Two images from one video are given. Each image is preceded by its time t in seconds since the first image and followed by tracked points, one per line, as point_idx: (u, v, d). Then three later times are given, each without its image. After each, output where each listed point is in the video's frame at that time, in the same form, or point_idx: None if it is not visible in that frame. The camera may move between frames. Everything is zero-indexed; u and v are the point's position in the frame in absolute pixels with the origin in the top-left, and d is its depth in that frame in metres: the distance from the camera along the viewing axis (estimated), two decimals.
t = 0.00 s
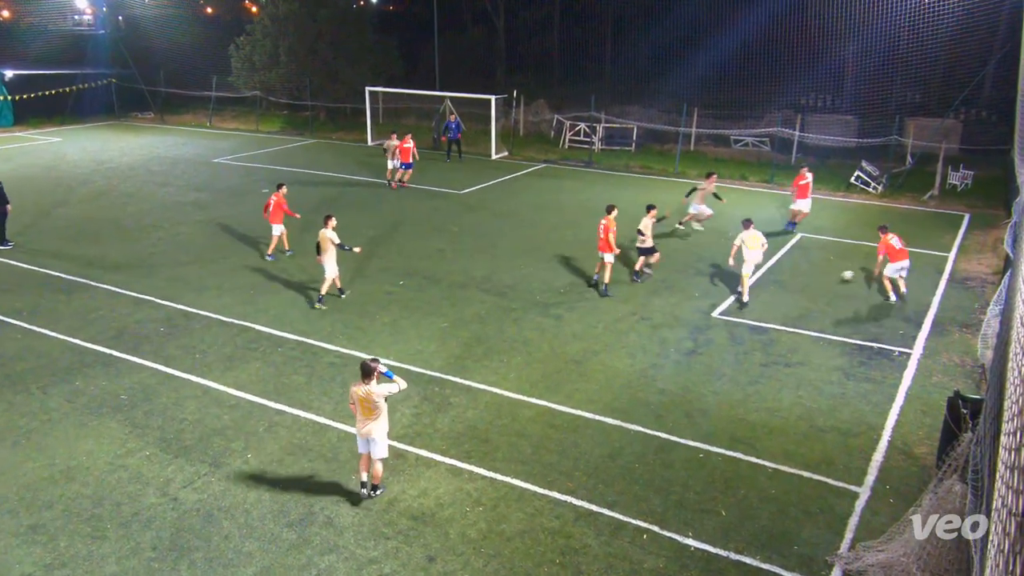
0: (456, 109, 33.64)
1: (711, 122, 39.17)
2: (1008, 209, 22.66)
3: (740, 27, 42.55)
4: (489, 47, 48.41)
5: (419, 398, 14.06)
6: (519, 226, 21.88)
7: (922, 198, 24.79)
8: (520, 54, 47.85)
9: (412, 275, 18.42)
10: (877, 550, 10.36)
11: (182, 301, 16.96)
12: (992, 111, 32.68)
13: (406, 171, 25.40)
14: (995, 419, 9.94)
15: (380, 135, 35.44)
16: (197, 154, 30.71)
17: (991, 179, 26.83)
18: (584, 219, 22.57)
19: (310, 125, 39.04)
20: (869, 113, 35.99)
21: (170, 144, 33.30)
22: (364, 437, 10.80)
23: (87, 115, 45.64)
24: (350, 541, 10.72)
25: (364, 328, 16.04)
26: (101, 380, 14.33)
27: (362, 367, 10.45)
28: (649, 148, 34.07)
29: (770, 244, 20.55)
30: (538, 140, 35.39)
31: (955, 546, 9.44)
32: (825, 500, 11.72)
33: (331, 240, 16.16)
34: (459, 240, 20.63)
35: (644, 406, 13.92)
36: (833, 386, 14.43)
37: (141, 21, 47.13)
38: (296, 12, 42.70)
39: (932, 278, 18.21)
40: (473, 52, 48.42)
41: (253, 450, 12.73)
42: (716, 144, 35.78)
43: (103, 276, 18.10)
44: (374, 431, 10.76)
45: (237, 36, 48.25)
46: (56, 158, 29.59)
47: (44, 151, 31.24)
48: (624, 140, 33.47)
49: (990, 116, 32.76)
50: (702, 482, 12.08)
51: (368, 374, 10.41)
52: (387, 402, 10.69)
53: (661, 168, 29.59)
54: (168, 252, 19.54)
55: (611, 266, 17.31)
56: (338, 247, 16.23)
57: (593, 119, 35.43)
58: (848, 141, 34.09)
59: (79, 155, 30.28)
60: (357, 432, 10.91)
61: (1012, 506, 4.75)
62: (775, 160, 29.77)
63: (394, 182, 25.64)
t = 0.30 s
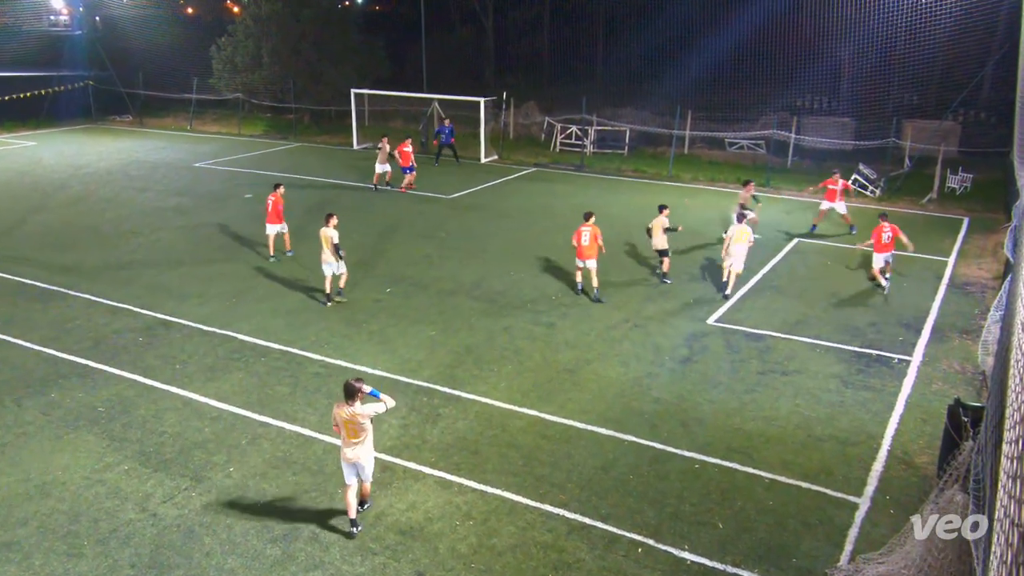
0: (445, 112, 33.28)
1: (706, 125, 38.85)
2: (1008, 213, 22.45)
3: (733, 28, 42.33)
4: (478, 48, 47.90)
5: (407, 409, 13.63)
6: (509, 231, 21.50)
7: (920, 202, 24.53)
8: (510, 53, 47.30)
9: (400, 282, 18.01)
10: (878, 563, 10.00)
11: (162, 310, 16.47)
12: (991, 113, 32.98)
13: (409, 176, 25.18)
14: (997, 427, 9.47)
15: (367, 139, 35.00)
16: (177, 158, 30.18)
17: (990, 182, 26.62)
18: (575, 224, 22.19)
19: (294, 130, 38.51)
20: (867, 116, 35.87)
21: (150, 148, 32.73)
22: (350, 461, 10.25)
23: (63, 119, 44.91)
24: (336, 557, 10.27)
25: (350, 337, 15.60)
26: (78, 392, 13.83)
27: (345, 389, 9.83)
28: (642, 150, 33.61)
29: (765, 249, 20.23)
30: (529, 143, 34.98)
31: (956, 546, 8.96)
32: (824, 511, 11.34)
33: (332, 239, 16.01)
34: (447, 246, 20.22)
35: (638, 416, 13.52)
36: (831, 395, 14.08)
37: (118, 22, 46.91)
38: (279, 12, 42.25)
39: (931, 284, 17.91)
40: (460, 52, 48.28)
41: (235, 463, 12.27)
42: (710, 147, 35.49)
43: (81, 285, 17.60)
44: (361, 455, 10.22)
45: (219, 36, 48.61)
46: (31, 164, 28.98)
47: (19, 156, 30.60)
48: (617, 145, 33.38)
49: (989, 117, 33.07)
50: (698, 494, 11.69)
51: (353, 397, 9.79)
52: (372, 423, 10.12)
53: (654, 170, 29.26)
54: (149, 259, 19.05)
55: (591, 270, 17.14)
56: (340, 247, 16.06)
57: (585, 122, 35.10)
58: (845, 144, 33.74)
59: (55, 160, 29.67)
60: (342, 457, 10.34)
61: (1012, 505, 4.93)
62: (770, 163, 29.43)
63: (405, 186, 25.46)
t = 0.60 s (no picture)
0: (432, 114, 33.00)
1: (700, 129, 38.59)
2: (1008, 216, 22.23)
3: (727, 29, 41.65)
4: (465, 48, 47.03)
5: (394, 420, 13.19)
6: (497, 237, 21.09)
7: (919, 206, 24.27)
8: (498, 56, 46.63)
9: (387, 289, 17.57)
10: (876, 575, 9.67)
11: (140, 320, 15.98)
12: (989, 115, 33.22)
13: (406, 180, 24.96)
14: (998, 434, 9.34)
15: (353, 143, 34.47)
16: (155, 163, 29.65)
17: (992, 185, 26.40)
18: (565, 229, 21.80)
19: (277, 133, 37.95)
20: (865, 118, 35.79)
21: (128, 152, 32.14)
22: (335, 479, 9.78)
23: (36, 122, 44.12)
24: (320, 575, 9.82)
25: (334, 347, 15.14)
26: (52, 405, 13.33)
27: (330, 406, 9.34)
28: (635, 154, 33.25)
29: (760, 255, 19.90)
30: (519, 147, 34.56)
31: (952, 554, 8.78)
32: (822, 522, 10.96)
33: (334, 241, 15.93)
34: (436, 253, 19.81)
35: (632, 426, 13.11)
36: (830, 404, 13.71)
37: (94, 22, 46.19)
38: (262, 13, 41.22)
39: (930, 289, 17.60)
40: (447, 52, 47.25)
41: (216, 477, 11.79)
42: (705, 151, 35.06)
43: (57, 293, 17.09)
44: (346, 474, 9.76)
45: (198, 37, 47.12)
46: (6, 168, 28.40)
47: None
48: (608, 147, 33.19)
49: (989, 120, 33.31)
50: (694, 506, 11.29)
51: (339, 413, 9.32)
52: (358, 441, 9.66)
53: (647, 174, 28.92)
54: (128, 267, 18.55)
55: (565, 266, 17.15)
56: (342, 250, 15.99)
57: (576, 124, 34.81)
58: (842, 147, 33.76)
59: (30, 165, 29.09)
60: (326, 475, 9.87)
61: (1011, 512, 5.31)
62: (765, 167, 29.12)
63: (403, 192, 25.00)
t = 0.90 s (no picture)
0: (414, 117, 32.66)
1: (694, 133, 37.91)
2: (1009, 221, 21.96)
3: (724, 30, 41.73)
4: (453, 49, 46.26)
5: (379, 433, 12.74)
6: (486, 243, 20.68)
7: (917, 210, 23.99)
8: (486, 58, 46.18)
9: (373, 298, 17.12)
10: None
11: (117, 331, 15.47)
12: (987, 117, 32.40)
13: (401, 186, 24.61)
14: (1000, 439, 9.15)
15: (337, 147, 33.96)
16: (134, 168, 29.11)
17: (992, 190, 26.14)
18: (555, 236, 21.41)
19: (258, 137, 37.36)
20: (861, 121, 35.09)
21: (106, 157, 31.51)
22: (325, 502, 9.35)
23: (9, 124, 43.44)
24: None
25: (318, 358, 14.66)
26: (25, 419, 12.82)
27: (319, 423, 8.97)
28: (626, 158, 32.93)
29: (755, 262, 19.56)
30: (508, 151, 34.15)
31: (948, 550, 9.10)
32: (821, 536, 10.57)
33: (331, 241, 15.94)
34: (423, 260, 19.37)
35: (625, 438, 12.70)
36: (828, 414, 13.33)
37: (68, 22, 45.38)
38: (242, 12, 41.20)
39: (928, 296, 17.27)
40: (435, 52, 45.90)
41: (194, 493, 11.30)
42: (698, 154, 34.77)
43: (32, 303, 16.56)
44: (338, 495, 9.33)
45: (175, 37, 46.49)
46: None
47: None
48: (599, 150, 32.72)
49: (988, 123, 32.34)
50: (689, 520, 10.88)
51: (329, 431, 8.94)
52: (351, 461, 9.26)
53: (638, 179, 28.58)
54: (106, 276, 18.04)
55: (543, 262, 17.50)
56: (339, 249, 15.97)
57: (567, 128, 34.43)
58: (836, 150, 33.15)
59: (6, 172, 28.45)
60: (316, 497, 9.45)
61: (1015, 521, 5.13)
62: (761, 172, 28.80)
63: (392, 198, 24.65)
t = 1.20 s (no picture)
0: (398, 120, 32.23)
1: (686, 134, 37.27)
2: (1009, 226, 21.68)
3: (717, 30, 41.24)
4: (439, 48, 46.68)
5: (363, 447, 12.26)
6: (473, 250, 20.24)
7: (915, 215, 23.71)
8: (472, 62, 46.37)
9: (357, 307, 16.65)
10: None
11: (90, 343, 14.93)
12: (987, 120, 31.93)
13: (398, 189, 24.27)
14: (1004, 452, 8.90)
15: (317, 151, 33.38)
16: (109, 174, 28.49)
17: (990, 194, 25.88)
18: (544, 243, 20.99)
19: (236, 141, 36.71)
20: (858, 124, 34.48)
21: (84, 163, 30.87)
22: (319, 528, 8.94)
23: None
24: None
25: (299, 370, 14.17)
26: None
27: (310, 442, 8.66)
28: (616, 162, 32.60)
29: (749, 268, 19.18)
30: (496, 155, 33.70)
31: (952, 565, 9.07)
32: (819, 551, 10.15)
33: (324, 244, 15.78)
34: (410, 268, 18.90)
35: (617, 451, 12.26)
36: (825, 425, 12.94)
37: (38, 22, 44.43)
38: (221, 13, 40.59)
39: (927, 303, 16.93)
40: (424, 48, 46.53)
41: (170, 511, 10.80)
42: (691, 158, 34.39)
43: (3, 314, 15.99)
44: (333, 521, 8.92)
45: (151, 38, 45.89)
46: None
47: None
48: (589, 154, 32.67)
49: (987, 126, 31.91)
50: (683, 535, 10.46)
51: (318, 448, 8.63)
52: (346, 485, 8.87)
53: (629, 184, 28.21)
54: (82, 285, 17.50)
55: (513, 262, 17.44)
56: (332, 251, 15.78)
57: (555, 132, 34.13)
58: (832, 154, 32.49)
59: None
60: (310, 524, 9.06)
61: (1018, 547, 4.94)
62: (756, 177, 28.48)
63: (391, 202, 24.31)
